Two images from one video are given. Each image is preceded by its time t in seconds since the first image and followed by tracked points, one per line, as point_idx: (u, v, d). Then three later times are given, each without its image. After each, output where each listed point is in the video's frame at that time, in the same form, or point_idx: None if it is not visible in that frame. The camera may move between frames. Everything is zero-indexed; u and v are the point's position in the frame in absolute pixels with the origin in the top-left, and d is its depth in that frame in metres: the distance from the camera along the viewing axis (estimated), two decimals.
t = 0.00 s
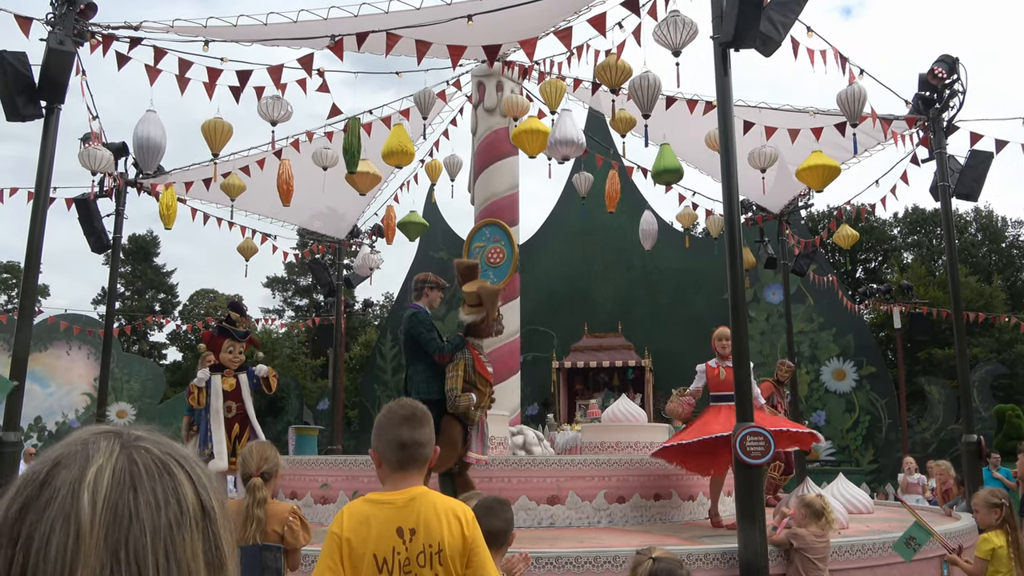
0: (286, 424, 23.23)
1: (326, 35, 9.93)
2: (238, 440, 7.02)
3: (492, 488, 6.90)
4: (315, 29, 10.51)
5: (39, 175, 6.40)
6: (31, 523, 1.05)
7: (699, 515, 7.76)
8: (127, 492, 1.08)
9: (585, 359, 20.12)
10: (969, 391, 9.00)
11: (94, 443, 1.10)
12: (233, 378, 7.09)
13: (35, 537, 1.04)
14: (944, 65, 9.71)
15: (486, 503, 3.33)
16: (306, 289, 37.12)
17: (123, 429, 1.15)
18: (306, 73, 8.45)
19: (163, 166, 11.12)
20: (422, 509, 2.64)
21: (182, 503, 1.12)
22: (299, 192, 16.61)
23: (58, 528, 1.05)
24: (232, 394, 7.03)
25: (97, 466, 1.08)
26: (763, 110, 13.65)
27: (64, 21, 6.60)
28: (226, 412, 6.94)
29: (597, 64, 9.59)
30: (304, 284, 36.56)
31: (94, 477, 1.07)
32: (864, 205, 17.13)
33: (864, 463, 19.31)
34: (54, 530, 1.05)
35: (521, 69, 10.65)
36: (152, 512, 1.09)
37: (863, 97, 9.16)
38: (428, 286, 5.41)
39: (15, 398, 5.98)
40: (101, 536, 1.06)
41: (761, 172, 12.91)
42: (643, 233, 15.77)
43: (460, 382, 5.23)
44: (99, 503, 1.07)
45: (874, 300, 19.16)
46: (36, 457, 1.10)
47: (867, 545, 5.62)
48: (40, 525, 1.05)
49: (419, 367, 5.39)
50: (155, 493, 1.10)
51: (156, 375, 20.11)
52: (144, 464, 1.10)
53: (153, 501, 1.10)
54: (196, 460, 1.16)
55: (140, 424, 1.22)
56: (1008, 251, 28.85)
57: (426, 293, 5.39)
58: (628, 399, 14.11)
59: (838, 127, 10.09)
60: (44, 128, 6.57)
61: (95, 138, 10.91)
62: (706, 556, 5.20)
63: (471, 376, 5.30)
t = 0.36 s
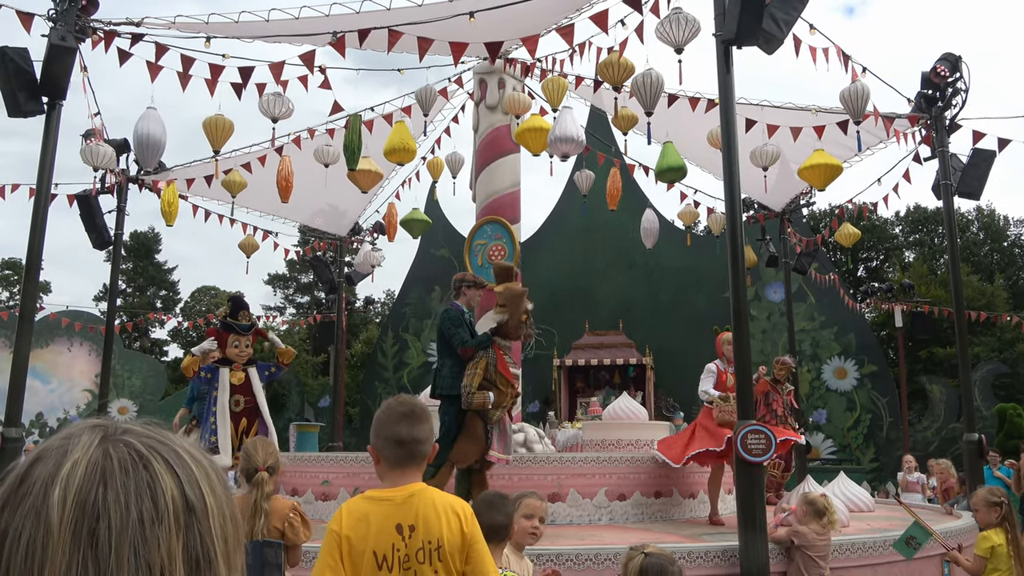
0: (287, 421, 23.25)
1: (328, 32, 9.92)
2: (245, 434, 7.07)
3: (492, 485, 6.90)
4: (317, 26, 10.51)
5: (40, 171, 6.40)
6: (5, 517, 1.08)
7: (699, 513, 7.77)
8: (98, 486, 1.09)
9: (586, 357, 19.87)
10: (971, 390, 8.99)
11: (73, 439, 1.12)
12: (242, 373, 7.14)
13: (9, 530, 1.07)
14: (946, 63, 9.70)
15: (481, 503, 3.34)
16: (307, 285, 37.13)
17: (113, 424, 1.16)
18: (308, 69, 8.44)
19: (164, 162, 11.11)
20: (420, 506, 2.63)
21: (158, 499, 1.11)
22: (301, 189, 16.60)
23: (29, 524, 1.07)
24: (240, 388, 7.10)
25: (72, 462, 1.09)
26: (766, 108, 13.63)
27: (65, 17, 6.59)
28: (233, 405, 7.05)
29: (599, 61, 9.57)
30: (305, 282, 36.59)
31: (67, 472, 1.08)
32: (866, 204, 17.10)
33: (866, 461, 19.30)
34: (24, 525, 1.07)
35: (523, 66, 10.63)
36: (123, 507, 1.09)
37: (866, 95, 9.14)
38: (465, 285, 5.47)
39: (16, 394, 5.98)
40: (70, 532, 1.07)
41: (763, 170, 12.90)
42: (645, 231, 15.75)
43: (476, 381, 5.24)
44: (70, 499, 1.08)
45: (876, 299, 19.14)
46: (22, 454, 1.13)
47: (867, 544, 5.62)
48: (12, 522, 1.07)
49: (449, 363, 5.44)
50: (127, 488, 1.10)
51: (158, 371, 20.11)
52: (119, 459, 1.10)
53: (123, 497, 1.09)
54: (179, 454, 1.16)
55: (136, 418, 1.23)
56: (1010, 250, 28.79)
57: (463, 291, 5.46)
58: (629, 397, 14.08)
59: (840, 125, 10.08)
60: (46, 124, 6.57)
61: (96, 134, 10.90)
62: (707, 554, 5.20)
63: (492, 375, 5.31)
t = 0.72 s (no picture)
0: (289, 418, 23.25)
1: (330, 30, 9.92)
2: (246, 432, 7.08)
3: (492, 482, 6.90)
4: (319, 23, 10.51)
5: (42, 169, 6.40)
6: (10, 511, 1.09)
7: (699, 511, 7.78)
8: (98, 483, 1.09)
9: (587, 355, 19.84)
10: (972, 389, 8.98)
11: (78, 436, 1.13)
12: (243, 371, 7.16)
13: (13, 523, 1.08)
14: (949, 61, 9.70)
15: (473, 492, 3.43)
16: (308, 283, 37.14)
17: (118, 423, 1.18)
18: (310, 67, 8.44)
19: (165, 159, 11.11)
20: (419, 504, 2.63)
21: (158, 497, 1.11)
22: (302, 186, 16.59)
23: (31, 519, 1.08)
24: (243, 386, 7.13)
25: (75, 457, 1.11)
26: (768, 106, 13.62)
27: (66, 14, 6.58)
28: (236, 404, 7.07)
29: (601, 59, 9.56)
30: (307, 279, 36.64)
31: (70, 468, 1.10)
32: (867, 202, 17.08)
33: (866, 460, 19.31)
34: (27, 519, 1.08)
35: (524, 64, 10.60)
36: (121, 504, 1.09)
37: (868, 93, 9.13)
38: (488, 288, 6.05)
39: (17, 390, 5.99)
40: (69, 528, 1.08)
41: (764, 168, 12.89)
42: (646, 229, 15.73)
43: (480, 377, 5.65)
44: (71, 493, 1.09)
45: (877, 297, 19.11)
46: (30, 450, 1.15)
47: (868, 542, 5.62)
48: (17, 516, 1.08)
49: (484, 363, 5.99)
50: (126, 483, 1.10)
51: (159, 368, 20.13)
52: (120, 455, 1.12)
53: (123, 491, 1.10)
54: (183, 451, 1.16)
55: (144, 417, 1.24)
56: (1011, 248, 28.72)
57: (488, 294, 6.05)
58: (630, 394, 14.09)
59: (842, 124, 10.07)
60: (47, 121, 6.57)
61: (98, 131, 10.90)
62: (708, 552, 5.20)
63: (499, 371, 5.65)
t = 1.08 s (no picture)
0: (290, 417, 23.25)
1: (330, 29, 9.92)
2: (250, 430, 7.12)
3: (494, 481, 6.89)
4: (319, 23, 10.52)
5: (42, 168, 6.40)
6: (10, 510, 1.10)
7: (700, 509, 7.79)
8: (95, 482, 1.10)
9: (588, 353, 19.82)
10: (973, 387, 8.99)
11: (78, 436, 1.14)
12: (248, 369, 7.21)
13: (12, 524, 1.09)
14: (950, 59, 9.69)
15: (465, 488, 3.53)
16: (308, 282, 37.18)
17: (117, 423, 1.18)
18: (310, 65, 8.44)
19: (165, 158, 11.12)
20: (418, 502, 2.63)
21: (154, 498, 1.11)
22: (302, 185, 16.58)
23: (29, 518, 1.09)
24: (248, 385, 7.16)
25: (74, 457, 1.11)
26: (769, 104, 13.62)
27: (67, 13, 6.58)
28: (242, 402, 7.09)
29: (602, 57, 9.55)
30: (308, 278, 36.68)
31: (68, 467, 1.10)
32: (868, 200, 17.05)
33: (868, 458, 19.32)
34: (25, 519, 1.09)
35: (525, 62, 10.60)
36: (118, 504, 1.10)
37: (869, 91, 9.12)
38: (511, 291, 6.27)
39: (18, 390, 5.99)
40: (66, 528, 1.08)
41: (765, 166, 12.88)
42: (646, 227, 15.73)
43: (510, 380, 5.86)
44: (68, 492, 1.09)
45: (878, 295, 19.10)
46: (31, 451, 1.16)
47: (869, 540, 5.63)
48: (15, 516, 1.09)
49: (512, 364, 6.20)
50: (125, 483, 1.11)
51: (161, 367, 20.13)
52: (118, 454, 1.12)
53: (120, 491, 1.10)
54: (182, 451, 1.17)
55: (147, 418, 1.25)
56: (1012, 246, 28.71)
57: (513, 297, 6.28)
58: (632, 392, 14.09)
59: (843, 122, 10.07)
60: (49, 121, 6.57)
61: (99, 130, 10.90)
62: (709, 550, 5.21)
63: (527, 371, 5.86)
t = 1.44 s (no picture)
0: (290, 416, 23.23)
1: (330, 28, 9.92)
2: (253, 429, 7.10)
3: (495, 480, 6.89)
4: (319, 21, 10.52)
5: (42, 167, 6.40)
6: (11, 508, 1.10)
7: (701, 507, 7.79)
8: (95, 481, 1.09)
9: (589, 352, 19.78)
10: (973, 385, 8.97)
11: (79, 434, 1.14)
12: (251, 368, 7.19)
13: (14, 522, 1.09)
14: (950, 57, 9.69)
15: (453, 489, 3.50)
16: (309, 281, 37.19)
17: (119, 421, 1.18)
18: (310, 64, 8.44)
19: (165, 157, 11.11)
20: (417, 500, 2.63)
21: (156, 497, 1.11)
22: (302, 184, 16.58)
23: (31, 516, 1.08)
24: (251, 383, 7.15)
25: (75, 455, 1.11)
26: (769, 103, 13.61)
27: (66, 12, 6.58)
28: (245, 401, 7.07)
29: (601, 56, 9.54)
30: (308, 277, 36.69)
31: (69, 465, 1.10)
32: (868, 199, 17.04)
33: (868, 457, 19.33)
34: (27, 517, 1.08)
35: (525, 61, 10.59)
36: (119, 503, 1.09)
37: (869, 89, 9.11)
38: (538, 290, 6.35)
39: (19, 389, 5.99)
40: (66, 527, 1.08)
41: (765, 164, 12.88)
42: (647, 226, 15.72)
43: (508, 378, 6.01)
44: (70, 491, 1.09)
45: (878, 294, 19.09)
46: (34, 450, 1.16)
47: (870, 539, 5.63)
48: (17, 515, 1.09)
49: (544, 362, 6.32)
50: (126, 482, 1.10)
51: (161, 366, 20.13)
52: (120, 452, 1.12)
53: (122, 490, 1.10)
54: (181, 448, 1.16)
55: (150, 418, 1.25)
56: (1013, 245, 28.68)
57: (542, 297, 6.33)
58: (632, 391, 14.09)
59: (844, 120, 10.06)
60: (49, 120, 6.57)
61: (98, 129, 10.90)
62: (709, 549, 5.21)
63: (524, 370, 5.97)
